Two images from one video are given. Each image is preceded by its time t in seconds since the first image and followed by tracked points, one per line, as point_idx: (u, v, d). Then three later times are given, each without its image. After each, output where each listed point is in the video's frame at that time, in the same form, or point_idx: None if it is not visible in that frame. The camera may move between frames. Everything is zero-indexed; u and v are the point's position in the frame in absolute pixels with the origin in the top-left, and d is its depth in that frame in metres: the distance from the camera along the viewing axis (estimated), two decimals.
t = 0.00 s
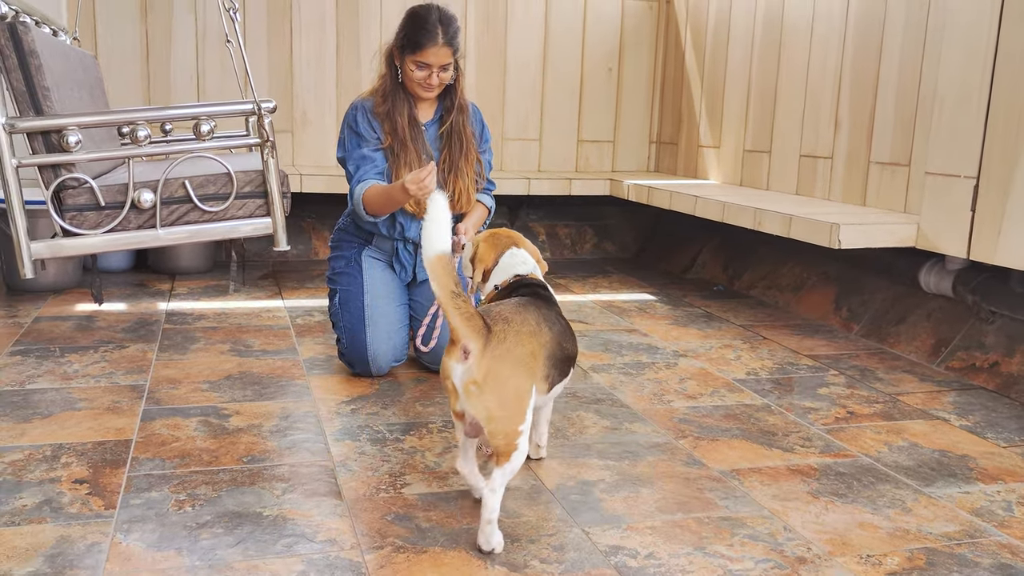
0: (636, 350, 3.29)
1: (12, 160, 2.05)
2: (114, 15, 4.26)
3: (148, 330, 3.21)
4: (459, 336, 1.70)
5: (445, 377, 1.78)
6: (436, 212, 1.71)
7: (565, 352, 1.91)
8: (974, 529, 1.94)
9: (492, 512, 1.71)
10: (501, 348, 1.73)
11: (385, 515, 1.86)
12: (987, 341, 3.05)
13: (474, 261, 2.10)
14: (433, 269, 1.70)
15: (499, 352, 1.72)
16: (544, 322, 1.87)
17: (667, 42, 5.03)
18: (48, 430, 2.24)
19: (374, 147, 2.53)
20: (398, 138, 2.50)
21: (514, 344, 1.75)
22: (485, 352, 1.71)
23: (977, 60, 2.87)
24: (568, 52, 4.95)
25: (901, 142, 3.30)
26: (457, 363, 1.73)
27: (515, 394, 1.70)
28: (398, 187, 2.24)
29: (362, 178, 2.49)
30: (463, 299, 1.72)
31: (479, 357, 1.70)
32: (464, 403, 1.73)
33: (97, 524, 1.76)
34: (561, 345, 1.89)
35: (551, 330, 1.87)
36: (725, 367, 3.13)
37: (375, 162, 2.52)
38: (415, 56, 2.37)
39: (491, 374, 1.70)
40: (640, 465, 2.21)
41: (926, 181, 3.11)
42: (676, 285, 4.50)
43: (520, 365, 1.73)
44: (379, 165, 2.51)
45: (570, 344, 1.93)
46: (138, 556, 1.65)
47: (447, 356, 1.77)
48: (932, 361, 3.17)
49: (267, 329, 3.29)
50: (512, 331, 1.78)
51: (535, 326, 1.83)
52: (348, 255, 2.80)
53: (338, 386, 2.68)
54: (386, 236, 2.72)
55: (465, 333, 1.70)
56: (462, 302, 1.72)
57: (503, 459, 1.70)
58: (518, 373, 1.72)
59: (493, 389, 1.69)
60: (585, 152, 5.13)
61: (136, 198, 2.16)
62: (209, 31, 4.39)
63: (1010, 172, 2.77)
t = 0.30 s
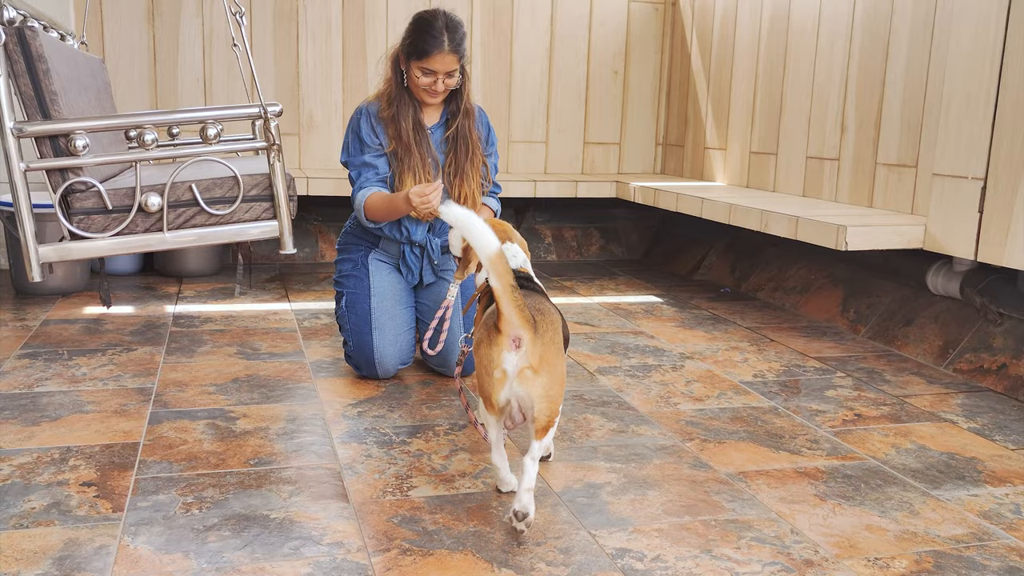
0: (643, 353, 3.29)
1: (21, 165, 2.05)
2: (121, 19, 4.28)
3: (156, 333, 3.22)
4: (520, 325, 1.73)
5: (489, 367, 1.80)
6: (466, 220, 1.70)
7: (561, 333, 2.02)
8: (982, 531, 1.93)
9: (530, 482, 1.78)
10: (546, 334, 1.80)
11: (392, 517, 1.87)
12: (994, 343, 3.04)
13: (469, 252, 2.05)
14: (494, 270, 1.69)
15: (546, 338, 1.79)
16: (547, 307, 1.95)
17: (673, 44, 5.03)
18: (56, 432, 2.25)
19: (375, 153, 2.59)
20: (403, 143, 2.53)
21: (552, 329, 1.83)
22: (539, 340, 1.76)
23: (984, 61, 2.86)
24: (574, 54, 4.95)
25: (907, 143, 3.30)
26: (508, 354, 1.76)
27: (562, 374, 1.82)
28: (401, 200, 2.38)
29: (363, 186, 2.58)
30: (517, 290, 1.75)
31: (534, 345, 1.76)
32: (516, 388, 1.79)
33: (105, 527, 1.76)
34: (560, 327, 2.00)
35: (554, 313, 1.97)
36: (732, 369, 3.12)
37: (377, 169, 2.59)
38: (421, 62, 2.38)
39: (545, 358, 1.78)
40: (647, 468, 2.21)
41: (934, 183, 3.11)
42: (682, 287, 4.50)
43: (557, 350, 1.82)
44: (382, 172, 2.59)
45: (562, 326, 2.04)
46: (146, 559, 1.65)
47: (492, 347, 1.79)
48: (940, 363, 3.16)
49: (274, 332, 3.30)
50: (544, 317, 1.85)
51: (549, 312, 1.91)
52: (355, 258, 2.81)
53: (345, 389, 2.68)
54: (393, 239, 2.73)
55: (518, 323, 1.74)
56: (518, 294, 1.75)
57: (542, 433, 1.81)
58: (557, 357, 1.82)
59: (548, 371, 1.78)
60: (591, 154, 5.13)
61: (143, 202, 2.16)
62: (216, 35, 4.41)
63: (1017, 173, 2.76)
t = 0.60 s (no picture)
0: (648, 352, 3.28)
1: (28, 165, 2.06)
2: (128, 19, 4.29)
3: (162, 333, 3.23)
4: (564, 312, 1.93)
5: (524, 349, 1.95)
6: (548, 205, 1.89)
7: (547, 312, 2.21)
8: (990, 530, 1.93)
9: (587, 435, 2.17)
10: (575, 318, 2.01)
11: (398, 516, 1.87)
12: (1002, 341, 3.03)
13: (466, 227, 2.25)
14: (559, 255, 1.90)
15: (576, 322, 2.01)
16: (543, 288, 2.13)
17: (678, 42, 5.02)
18: (63, 432, 2.26)
19: (375, 157, 2.63)
20: (406, 144, 2.56)
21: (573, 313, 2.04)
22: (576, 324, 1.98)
23: (991, 59, 2.85)
24: (579, 53, 4.95)
25: (914, 142, 3.29)
26: (547, 336, 1.94)
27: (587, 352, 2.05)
28: (400, 208, 2.46)
29: (359, 188, 2.62)
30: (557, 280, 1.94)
31: (571, 329, 1.96)
32: (556, 371, 1.98)
33: (112, 526, 1.77)
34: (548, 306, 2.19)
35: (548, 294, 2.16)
36: (738, 368, 3.12)
37: (377, 171, 2.63)
38: (425, 64, 2.40)
39: (578, 342, 1.98)
40: (653, 467, 2.21)
41: (941, 181, 3.10)
42: (688, 286, 4.49)
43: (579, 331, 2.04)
44: (382, 174, 2.64)
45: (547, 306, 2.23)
46: (153, 557, 1.66)
47: (529, 330, 1.94)
48: (947, 362, 3.15)
49: (280, 332, 3.31)
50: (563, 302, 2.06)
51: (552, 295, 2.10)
52: (361, 258, 2.81)
53: (351, 388, 2.69)
54: (400, 238, 2.74)
55: (561, 310, 1.93)
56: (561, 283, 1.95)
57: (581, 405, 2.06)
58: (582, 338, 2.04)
59: (579, 356, 1.99)
60: (597, 153, 5.12)
61: (149, 202, 2.16)
62: (222, 35, 4.42)
63: None
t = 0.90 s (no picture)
0: (653, 351, 3.28)
1: (33, 167, 2.06)
2: (132, 21, 4.30)
3: (168, 334, 3.24)
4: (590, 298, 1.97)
5: (550, 331, 1.98)
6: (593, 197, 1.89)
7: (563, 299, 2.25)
8: (995, 530, 1.92)
9: (594, 434, 2.17)
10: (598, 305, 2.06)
11: (403, 516, 1.87)
12: (1007, 340, 3.02)
13: (468, 224, 2.27)
14: (593, 243, 1.92)
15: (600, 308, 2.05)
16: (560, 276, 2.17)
17: (682, 41, 5.02)
18: (69, 433, 2.27)
19: (375, 159, 2.66)
20: (407, 147, 2.57)
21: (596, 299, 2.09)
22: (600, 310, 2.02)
23: (996, 57, 2.84)
24: (583, 53, 4.94)
25: (918, 140, 3.28)
26: (573, 319, 1.98)
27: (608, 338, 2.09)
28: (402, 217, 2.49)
29: (358, 190, 2.65)
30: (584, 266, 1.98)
31: (595, 314, 2.00)
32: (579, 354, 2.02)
33: (118, 527, 1.78)
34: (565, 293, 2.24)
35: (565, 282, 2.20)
36: (742, 367, 3.12)
37: (376, 174, 2.66)
38: (428, 69, 2.41)
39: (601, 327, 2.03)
40: (657, 467, 2.21)
41: (945, 180, 3.09)
42: (692, 285, 4.49)
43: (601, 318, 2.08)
44: (382, 178, 2.67)
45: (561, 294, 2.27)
46: (159, 558, 1.66)
47: (555, 313, 1.98)
48: (953, 361, 3.14)
49: (285, 332, 3.31)
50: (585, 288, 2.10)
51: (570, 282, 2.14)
52: (366, 258, 2.82)
53: (356, 388, 2.69)
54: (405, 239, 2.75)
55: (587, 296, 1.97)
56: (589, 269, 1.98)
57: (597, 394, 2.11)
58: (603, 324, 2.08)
59: (602, 339, 2.03)
60: (601, 152, 5.12)
61: (154, 204, 2.16)
62: (226, 35, 4.42)
63: None
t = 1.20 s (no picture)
0: (655, 351, 3.28)
1: (36, 167, 2.06)
2: (134, 21, 4.30)
3: (170, 334, 3.24)
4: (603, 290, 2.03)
5: (567, 326, 2.05)
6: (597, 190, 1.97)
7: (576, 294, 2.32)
8: (999, 528, 1.92)
9: (603, 430, 2.17)
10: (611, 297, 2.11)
11: (406, 516, 1.87)
12: (1011, 339, 3.01)
13: (476, 225, 2.28)
14: (605, 238, 1.99)
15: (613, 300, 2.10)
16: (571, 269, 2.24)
17: (684, 41, 5.02)
18: (72, 433, 2.27)
19: (375, 160, 2.66)
20: (407, 148, 2.57)
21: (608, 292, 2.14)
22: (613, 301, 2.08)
23: (999, 55, 2.84)
24: (584, 52, 4.94)
25: (920, 139, 3.28)
26: (587, 313, 2.04)
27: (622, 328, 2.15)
28: (401, 218, 2.50)
29: (358, 190, 2.66)
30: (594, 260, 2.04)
31: (608, 307, 2.06)
32: (594, 347, 2.08)
33: (121, 526, 1.78)
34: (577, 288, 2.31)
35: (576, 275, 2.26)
36: (745, 366, 3.12)
37: (377, 174, 2.66)
38: (428, 70, 2.42)
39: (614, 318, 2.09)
40: (660, 466, 2.21)
41: (948, 178, 3.09)
42: (695, 284, 4.49)
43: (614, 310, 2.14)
44: (382, 178, 2.67)
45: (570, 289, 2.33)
46: (162, 558, 1.66)
47: (570, 307, 2.05)
48: (956, 360, 3.14)
49: (287, 332, 3.32)
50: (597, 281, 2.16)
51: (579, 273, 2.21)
52: (368, 258, 2.81)
53: (358, 388, 2.70)
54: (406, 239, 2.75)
55: (599, 289, 2.03)
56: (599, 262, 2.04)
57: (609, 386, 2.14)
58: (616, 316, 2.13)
59: (616, 331, 2.09)
60: (603, 151, 5.12)
61: (156, 204, 2.16)
62: (228, 36, 4.43)
63: None
